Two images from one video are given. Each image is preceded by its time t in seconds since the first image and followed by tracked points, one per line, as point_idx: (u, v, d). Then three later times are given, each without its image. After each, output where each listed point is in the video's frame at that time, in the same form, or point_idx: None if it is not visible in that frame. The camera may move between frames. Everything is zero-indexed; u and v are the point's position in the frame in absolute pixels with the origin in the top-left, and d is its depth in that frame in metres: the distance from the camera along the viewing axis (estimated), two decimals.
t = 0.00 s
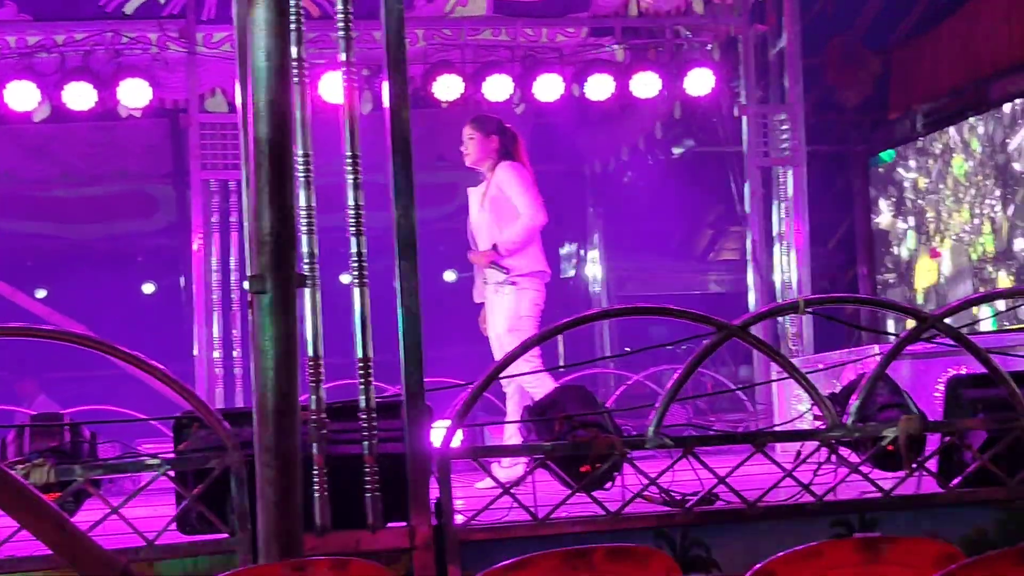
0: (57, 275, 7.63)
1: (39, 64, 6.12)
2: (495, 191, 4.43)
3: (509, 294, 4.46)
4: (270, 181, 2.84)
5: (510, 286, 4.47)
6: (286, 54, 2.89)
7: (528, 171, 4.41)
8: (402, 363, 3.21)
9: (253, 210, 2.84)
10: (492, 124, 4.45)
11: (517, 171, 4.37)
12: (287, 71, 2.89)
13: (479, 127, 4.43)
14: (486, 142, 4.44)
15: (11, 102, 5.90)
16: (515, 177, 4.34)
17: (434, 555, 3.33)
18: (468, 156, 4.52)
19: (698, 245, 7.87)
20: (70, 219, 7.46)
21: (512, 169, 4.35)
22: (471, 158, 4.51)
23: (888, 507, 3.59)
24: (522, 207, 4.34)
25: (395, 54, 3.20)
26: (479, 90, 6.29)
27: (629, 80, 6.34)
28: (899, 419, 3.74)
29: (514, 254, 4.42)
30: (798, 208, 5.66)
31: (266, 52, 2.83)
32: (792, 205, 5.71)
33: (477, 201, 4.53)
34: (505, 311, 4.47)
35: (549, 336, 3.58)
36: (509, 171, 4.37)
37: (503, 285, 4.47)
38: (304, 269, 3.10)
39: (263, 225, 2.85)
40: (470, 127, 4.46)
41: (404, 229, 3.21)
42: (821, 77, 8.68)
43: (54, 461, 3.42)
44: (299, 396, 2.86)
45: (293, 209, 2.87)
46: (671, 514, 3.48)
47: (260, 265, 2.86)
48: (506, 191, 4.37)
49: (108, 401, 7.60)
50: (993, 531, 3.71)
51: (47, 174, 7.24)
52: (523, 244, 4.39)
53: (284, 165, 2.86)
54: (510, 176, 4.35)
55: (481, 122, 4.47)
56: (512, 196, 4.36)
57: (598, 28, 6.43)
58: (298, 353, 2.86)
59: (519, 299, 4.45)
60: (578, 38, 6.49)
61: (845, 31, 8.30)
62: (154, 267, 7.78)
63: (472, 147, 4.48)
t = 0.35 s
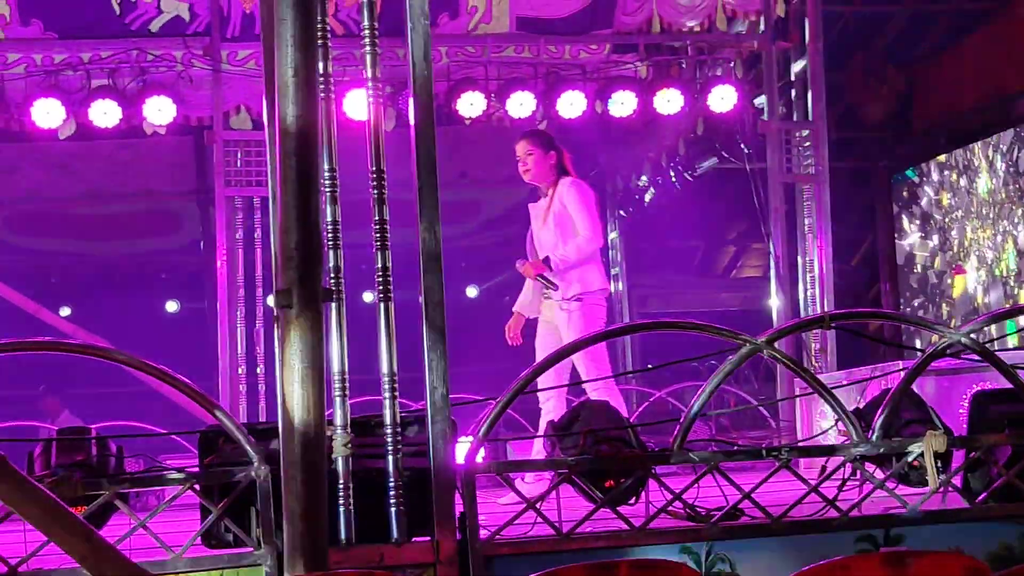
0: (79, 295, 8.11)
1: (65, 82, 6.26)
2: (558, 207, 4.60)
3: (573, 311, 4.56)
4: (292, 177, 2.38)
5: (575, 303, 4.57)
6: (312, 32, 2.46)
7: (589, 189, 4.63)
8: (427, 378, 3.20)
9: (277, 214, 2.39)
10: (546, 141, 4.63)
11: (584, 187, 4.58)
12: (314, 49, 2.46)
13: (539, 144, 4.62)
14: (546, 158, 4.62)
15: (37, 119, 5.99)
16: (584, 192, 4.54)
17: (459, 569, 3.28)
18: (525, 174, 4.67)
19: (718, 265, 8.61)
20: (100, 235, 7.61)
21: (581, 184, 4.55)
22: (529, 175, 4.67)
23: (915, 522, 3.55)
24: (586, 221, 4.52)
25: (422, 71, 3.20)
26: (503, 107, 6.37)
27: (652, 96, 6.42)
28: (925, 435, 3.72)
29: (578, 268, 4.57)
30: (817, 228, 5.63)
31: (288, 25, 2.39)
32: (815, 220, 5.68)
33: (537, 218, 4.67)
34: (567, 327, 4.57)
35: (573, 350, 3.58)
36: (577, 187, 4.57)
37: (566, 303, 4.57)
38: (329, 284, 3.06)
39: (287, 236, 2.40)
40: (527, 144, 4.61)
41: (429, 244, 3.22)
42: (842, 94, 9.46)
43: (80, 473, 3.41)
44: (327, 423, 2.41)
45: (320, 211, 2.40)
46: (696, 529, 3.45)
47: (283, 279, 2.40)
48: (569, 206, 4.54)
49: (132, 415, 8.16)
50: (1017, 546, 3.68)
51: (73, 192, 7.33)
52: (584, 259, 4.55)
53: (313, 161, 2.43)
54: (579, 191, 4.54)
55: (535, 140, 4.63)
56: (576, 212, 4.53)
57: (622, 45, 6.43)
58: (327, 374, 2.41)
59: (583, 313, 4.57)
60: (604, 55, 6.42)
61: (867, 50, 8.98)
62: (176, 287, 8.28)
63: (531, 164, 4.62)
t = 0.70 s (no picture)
0: (114, 307, 8.84)
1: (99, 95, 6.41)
2: (614, 221, 4.70)
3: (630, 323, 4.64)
4: (319, 191, 2.38)
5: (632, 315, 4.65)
6: (340, 44, 2.44)
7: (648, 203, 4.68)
8: (454, 391, 3.18)
9: (303, 229, 2.38)
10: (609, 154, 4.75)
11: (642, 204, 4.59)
12: (341, 60, 2.44)
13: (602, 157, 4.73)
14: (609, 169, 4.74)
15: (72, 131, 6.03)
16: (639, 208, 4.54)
17: None
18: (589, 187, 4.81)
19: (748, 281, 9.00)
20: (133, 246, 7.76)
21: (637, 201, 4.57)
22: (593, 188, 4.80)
23: (940, 540, 3.50)
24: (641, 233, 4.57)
25: (450, 86, 3.20)
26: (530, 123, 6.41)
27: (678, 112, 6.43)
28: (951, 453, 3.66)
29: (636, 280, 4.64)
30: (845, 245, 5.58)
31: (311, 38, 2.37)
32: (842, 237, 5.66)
33: (596, 231, 4.81)
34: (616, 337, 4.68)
35: (600, 364, 3.55)
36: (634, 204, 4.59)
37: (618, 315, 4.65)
38: (355, 297, 3.09)
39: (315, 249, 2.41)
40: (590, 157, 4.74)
41: (456, 258, 3.22)
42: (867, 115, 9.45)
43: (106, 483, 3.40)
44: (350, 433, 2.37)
45: (341, 222, 2.39)
46: (720, 544, 3.41)
47: (310, 291, 2.42)
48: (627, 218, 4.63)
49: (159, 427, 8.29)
50: None
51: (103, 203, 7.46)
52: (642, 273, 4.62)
53: (339, 174, 2.42)
54: (634, 208, 4.55)
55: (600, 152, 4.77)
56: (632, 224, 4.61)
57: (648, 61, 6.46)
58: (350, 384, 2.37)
59: (633, 327, 4.63)
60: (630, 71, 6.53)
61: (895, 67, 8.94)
62: (204, 297, 8.87)
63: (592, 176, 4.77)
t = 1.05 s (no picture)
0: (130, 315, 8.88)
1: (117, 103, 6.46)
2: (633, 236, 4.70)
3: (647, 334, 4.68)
4: (332, 203, 2.42)
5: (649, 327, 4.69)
6: (355, 58, 2.47)
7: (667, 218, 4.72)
8: (466, 402, 3.18)
9: (317, 240, 2.42)
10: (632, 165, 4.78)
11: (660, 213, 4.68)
12: (355, 72, 2.47)
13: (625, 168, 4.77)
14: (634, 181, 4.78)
15: (88, 140, 6.19)
16: (659, 218, 4.63)
17: None
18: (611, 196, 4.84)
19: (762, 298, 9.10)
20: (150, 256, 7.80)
21: (656, 211, 4.65)
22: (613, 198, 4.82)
23: (950, 560, 3.46)
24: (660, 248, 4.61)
25: (465, 98, 3.22)
26: (547, 138, 6.43)
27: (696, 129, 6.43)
28: (964, 472, 3.62)
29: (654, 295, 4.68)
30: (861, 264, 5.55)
31: (326, 52, 2.40)
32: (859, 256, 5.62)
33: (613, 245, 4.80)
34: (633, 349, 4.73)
35: (611, 378, 3.54)
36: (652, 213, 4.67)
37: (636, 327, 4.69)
38: (367, 308, 3.02)
39: (328, 260, 2.45)
40: (612, 168, 4.78)
41: (470, 270, 3.23)
42: (886, 135, 9.42)
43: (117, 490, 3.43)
44: (361, 442, 2.41)
45: (354, 234, 2.43)
46: (729, 561, 3.39)
47: (322, 302, 2.45)
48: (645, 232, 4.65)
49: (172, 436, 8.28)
50: None
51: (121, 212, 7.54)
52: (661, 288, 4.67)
53: (353, 188, 2.44)
54: (653, 217, 4.63)
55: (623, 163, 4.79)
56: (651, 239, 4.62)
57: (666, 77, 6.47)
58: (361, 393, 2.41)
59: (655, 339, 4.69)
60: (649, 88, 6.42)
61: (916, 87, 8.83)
62: (222, 306, 8.98)
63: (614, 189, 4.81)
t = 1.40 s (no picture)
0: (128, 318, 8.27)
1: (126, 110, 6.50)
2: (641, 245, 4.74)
3: (651, 346, 4.66)
4: (341, 214, 2.45)
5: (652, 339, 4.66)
6: (364, 69, 2.49)
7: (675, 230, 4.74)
8: (469, 412, 3.17)
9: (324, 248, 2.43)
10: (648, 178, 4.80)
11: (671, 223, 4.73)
12: (364, 82, 2.48)
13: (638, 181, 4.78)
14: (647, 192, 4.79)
15: (95, 147, 6.16)
16: (669, 226, 4.67)
17: None
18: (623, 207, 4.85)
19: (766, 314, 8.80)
20: (157, 262, 7.82)
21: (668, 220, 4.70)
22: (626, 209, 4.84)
23: None
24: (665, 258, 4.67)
25: (472, 110, 3.23)
26: (554, 149, 6.42)
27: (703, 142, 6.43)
28: (967, 488, 3.60)
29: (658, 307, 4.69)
30: (867, 279, 5.53)
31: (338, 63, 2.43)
32: (864, 271, 5.60)
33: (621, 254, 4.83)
34: (633, 362, 4.73)
35: (615, 391, 3.53)
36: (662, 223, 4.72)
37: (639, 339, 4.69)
38: (373, 319, 3.02)
39: (336, 269, 2.48)
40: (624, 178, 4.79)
41: (475, 280, 3.22)
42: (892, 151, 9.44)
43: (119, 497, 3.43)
44: (363, 451, 2.43)
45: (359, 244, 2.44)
46: None
47: (329, 312, 2.48)
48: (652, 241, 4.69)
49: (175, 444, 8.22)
50: None
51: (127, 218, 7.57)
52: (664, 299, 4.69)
53: (359, 198, 2.47)
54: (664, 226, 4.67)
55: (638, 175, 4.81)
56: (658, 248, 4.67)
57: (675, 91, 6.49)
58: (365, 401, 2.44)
59: (656, 352, 4.66)
60: (656, 101, 6.53)
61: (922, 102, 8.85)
62: (227, 313, 8.49)
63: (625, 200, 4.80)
